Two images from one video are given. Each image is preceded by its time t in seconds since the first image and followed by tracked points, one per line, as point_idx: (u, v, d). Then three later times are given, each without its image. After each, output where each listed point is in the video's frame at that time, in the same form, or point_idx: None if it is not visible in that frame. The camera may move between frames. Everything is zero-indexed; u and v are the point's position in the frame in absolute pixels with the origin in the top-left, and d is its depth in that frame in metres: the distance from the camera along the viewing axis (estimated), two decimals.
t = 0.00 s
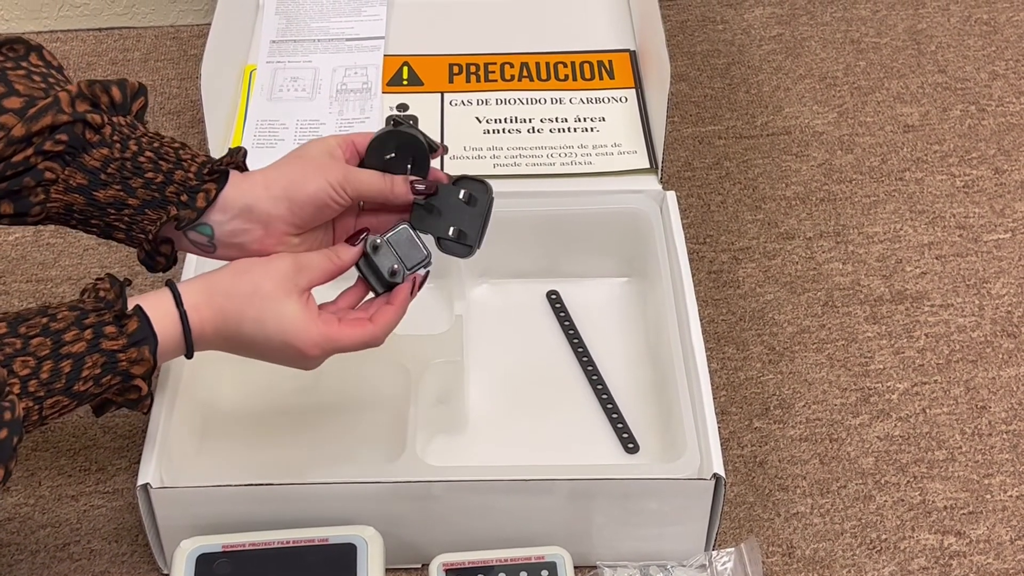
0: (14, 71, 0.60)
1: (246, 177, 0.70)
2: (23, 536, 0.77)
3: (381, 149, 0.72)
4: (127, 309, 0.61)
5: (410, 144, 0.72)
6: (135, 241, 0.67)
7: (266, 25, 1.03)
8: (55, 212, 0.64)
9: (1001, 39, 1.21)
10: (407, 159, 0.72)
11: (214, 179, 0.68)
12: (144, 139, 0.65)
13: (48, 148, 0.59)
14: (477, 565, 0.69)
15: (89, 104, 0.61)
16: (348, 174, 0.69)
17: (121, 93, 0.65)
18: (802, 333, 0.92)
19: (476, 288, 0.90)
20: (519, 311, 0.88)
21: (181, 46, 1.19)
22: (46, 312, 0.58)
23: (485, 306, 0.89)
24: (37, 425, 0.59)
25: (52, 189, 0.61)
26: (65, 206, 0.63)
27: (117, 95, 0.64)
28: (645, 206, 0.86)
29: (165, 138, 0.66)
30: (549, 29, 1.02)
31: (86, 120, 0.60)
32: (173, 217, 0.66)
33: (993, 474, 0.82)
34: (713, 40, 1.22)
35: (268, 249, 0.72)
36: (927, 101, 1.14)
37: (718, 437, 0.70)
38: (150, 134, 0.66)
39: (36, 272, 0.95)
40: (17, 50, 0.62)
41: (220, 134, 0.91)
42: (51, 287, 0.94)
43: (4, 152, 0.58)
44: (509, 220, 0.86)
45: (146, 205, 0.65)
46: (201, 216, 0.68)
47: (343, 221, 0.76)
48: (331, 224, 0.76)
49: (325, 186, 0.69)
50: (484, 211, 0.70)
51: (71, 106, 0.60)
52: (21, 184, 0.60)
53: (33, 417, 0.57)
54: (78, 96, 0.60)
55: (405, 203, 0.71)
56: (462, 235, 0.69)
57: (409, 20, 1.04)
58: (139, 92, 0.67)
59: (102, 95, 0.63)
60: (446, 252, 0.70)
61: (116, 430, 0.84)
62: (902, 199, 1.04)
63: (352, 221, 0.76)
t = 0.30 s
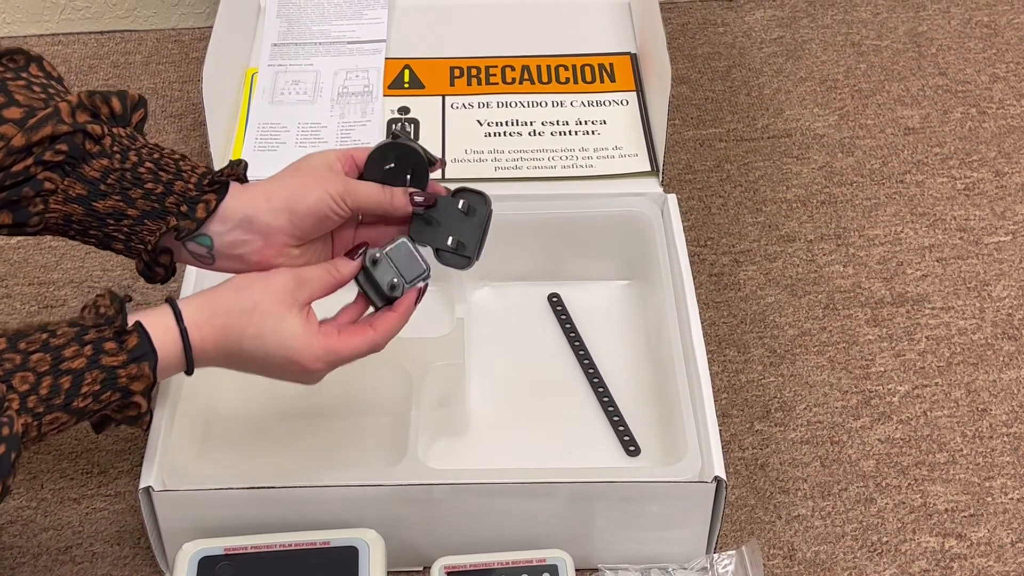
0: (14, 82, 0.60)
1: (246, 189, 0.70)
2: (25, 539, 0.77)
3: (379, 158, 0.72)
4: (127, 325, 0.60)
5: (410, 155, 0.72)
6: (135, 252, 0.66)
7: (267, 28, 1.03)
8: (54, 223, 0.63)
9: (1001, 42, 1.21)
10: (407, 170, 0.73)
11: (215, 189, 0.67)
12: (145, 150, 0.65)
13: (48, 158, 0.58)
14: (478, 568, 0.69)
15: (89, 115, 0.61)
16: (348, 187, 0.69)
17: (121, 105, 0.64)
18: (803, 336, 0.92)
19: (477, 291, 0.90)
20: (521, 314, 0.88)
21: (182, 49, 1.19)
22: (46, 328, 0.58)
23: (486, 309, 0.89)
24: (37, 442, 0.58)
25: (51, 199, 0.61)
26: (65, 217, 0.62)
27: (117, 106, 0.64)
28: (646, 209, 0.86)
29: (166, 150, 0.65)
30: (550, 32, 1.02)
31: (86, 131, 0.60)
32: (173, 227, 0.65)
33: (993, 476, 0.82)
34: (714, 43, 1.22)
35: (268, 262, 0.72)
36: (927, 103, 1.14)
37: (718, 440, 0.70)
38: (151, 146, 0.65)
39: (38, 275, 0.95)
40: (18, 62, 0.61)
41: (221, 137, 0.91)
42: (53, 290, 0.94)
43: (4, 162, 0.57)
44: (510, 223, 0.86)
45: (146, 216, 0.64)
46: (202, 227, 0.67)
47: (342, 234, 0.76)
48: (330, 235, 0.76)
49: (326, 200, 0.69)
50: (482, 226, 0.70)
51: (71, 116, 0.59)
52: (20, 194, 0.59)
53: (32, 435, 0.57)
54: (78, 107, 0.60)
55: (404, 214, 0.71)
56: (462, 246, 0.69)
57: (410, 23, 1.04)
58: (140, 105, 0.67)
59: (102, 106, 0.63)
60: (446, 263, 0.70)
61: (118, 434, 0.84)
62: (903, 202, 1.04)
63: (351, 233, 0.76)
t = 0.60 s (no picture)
0: None
1: (199, 225, 0.60)
2: (25, 540, 0.77)
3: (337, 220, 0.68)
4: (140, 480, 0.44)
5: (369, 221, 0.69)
6: (82, 282, 0.57)
7: (267, 29, 1.03)
8: None
9: (1001, 43, 1.21)
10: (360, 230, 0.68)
11: (170, 223, 0.58)
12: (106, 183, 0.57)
13: None
14: (478, 569, 0.69)
15: (49, 144, 0.54)
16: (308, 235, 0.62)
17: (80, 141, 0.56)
18: (802, 337, 0.92)
19: (476, 292, 0.90)
20: (520, 315, 0.88)
21: (182, 51, 1.19)
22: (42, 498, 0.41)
23: (485, 310, 0.89)
24: None
25: None
26: (11, 244, 0.54)
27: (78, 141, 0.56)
28: (646, 210, 0.86)
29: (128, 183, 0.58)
30: (550, 33, 1.03)
31: (44, 157, 0.53)
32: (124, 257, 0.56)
33: (992, 477, 0.82)
34: (713, 43, 1.22)
35: (207, 307, 0.61)
36: (927, 104, 1.14)
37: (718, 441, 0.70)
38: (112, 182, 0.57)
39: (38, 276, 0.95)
40: None
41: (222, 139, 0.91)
42: (53, 291, 0.94)
43: None
44: (509, 224, 0.86)
45: (98, 245, 0.55)
46: (154, 260, 0.57)
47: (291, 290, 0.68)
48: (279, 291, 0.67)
49: (285, 242, 0.61)
50: (432, 293, 0.67)
51: (29, 142, 0.53)
52: None
53: None
54: (37, 134, 0.54)
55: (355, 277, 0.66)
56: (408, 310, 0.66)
57: (409, 25, 1.04)
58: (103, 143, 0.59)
59: (63, 138, 0.56)
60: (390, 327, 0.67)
61: (118, 434, 0.84)
62: (902, 202, 1.04)
63: (300, 295, 0.68)
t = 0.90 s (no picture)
0: None
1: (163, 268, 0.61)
2: (25, 536, 0.77)
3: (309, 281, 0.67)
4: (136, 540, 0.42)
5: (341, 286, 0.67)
6: (35, 312, 0.58)
7: (267, 26, 1.03)
8: None
9: (1001, 39, 1.21)
10: (327, 291, 0.64)
11: (128, 262, 0.59)
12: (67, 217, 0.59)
13: None
14: (478, 564, 0.69)
15: (13, 174, 0.57)
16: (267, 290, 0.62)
17: (49, 172, 0.59)
18: (803, 332, 0.92)
19: (476, 288, 0.90)
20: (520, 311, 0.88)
21: (182, 47, 1.19)
22: None
23: (485, 306, 0.89)
24: None
25: None
26: None
27: (45, 173, 0.58)
28: (646, 206, 0.86)
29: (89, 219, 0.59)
30: (551, 30, 1.02)
31: (6, 186, 0.55)
32: (76, 292, 0.57)
33: (994, 472, 0.82)
34: (714, 39, 1.22)
35: (157, 351, 0.61)
36: (927, 100, 1.14)
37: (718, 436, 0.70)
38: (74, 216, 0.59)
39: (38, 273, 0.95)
40: None
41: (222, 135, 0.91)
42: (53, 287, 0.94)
43: None
44: (509, 220, 0.86)
45: (52, 276, 0.57)
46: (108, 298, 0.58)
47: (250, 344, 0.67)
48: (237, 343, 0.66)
49: (242, 292, 0.61)
50: (392, 365, 0.63)
51: None
52: None
53: None
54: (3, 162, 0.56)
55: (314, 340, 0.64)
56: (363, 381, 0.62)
57: (409, 21, 1.04)
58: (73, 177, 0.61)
59: (29, 169, 0.58)
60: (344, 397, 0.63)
61: (118, 430, 0.84)
62: (903, 198, 1.04)
63: (256, 352, 0.67)
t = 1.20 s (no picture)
0: None
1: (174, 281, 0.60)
2: (23, 532, 0.77)
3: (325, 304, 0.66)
4: None
5: (358, 309, 0.66)
6: (43, 324, 0.58)
7: (266, 21, 1.03)
8: None
9: (1001, 34, 1.21)
10: (345, 312, 0.65)
11: (139, 275, 0.58)
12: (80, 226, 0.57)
13: None
14: (477, 560, 0.69)
15: (28, 180, 0.54)
16: (280, 309, 0.62)
17: (66, 179, 0.57)
18: (802, 328, 0.92)
19: (475, 284, 0.90)
20: (519, 307, 0.88)
21: (180, 43, 1.19)
22: None
23: (484, 302, 0.89)
24: None
25: None
26: None
27: (61, 179, 0.56)
28: (645, 201, 0.86)
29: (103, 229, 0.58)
30: (550, 25, 1.02)
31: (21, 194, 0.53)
32: (86, 306, 0.56)
33: (993, 468, 0.82)
34: (713, 35, 1.21)
35: (167, 368, 0.60)
36: (927, 96, 1.13)
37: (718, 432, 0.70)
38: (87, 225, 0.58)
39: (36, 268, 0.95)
40: None
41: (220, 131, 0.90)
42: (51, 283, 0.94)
43: None
44: (508, 215, 0.86)
45: (62, 289, 0.56)
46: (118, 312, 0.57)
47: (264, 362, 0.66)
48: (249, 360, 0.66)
49: (253, 311, 0.60)
50: (405, 390, 0.61)
51: (9, 177, 0.53)
52: None
53: None
54: (18, 169, 0.54)
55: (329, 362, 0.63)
56: (373, 406, 0.61)
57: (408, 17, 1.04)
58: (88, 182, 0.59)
59: (45, 175, 0.55)
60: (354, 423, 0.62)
61: (117, 426, 0.84)
62: (902, 193, 1.04)
63: (270, 370, 0.66)
